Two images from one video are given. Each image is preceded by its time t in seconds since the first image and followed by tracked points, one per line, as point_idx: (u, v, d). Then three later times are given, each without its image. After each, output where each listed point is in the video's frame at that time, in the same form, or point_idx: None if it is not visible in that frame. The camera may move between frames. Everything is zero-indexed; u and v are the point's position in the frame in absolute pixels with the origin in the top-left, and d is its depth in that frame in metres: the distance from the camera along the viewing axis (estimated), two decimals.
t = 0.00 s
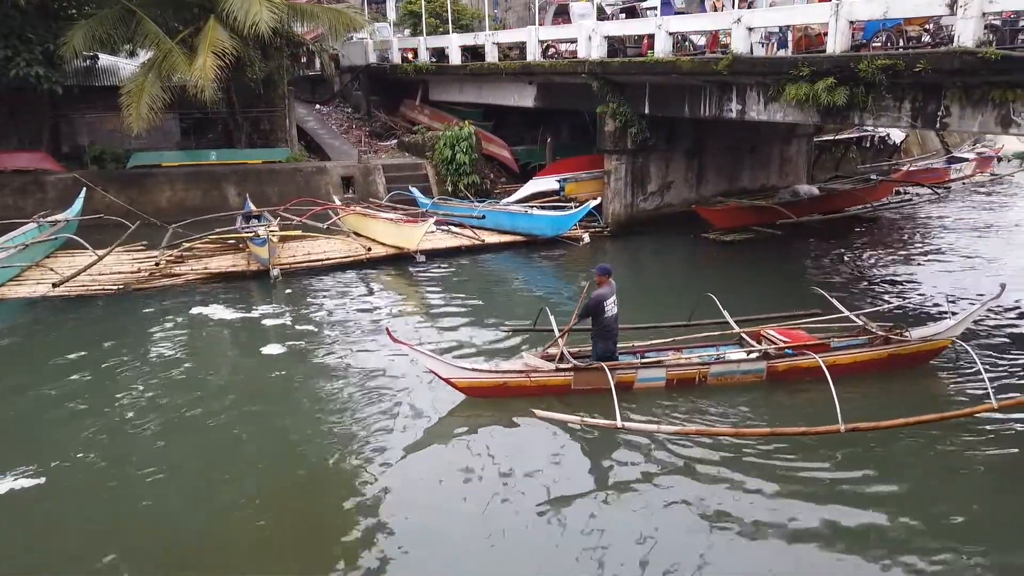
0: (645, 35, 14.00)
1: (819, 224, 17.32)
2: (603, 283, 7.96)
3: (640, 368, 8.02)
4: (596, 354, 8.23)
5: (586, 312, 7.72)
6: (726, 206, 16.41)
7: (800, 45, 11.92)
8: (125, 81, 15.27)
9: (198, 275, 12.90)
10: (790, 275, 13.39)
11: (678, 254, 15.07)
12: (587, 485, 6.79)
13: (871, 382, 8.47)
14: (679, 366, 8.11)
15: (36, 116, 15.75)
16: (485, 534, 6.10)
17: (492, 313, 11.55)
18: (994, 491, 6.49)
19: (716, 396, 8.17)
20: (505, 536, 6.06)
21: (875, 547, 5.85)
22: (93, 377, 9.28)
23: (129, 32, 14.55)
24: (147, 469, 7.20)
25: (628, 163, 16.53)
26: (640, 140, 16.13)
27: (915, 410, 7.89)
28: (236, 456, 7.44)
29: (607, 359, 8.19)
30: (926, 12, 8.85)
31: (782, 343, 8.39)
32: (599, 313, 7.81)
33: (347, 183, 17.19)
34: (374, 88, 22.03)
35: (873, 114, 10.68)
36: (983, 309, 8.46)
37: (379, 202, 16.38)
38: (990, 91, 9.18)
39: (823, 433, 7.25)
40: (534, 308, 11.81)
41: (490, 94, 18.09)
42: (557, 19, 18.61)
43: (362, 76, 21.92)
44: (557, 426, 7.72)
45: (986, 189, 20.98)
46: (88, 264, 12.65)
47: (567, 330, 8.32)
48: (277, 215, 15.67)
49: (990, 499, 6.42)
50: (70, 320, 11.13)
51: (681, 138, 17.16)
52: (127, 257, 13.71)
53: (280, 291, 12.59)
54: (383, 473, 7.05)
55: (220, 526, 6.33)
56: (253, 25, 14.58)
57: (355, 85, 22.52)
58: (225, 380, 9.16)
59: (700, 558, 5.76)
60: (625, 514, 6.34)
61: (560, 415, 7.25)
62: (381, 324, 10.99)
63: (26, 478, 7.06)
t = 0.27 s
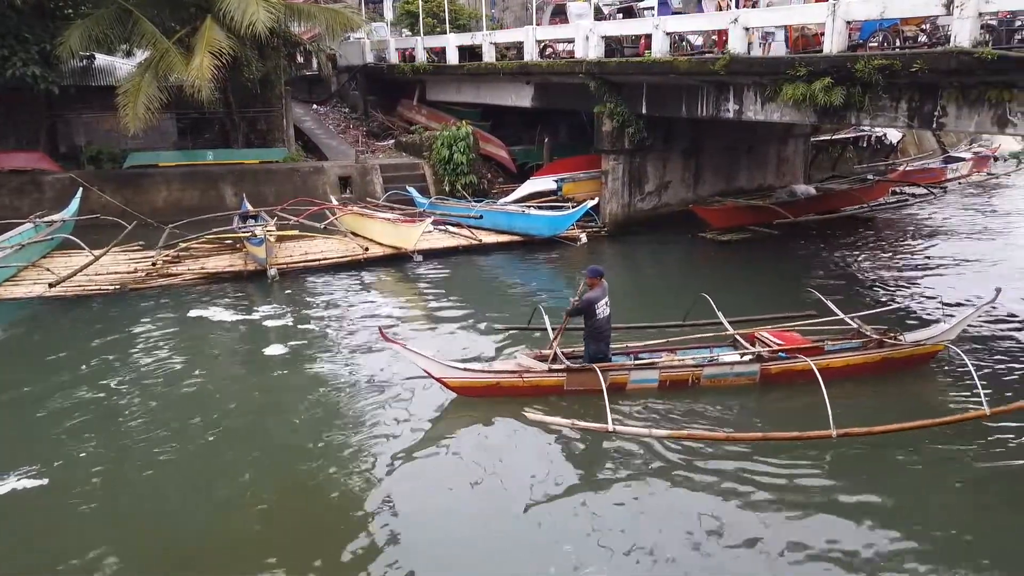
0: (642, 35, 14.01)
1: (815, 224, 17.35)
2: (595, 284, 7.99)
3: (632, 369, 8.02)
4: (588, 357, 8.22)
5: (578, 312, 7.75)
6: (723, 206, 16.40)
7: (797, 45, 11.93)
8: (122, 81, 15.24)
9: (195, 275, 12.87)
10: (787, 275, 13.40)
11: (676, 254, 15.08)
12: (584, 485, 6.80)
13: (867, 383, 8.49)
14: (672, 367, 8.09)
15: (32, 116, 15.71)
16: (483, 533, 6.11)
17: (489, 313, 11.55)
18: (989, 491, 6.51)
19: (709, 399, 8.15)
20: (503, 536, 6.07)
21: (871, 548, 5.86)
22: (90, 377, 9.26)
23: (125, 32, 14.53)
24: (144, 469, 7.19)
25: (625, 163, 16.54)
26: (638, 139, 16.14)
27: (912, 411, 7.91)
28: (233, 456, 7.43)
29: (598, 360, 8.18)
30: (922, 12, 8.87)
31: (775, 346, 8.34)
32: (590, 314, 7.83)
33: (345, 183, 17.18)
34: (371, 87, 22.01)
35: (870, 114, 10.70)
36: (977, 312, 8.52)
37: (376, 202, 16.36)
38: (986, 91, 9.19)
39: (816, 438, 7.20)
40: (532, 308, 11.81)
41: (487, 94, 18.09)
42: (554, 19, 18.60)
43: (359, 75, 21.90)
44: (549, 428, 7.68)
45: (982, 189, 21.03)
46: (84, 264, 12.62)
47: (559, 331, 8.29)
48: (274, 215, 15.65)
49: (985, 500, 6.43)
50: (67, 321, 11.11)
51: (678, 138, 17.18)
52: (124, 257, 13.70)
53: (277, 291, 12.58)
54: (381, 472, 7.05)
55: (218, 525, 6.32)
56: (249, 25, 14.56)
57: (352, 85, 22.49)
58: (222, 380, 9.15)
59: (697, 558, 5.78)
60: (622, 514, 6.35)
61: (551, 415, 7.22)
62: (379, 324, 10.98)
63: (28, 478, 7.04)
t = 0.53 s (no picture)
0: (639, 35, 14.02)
1: (812, 223, 17.35)
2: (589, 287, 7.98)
3: (626, 371, 8.04)
4: (582, 359, 8.19)
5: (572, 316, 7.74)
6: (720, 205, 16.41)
7: (793, 46, 11.95)
8: (119, 81, 15.23)
9: (191, 275, 12.85)
10: (784, 275, 13.40)
11: (674, 253, 15.08)
12: (581, 486, 6.79)
13: (863, 383, 8.48)
14: (665, 369, 8.10)
15: (28, 116, 15.69)
16: (479, 533, 6.11)
17: (486, 313, 11.55)
18: (985, 491, 6.51)
19: (701, 401, 8.14)
20: (499, 536, 6.07)
21: (868, 548, 5.86)
22: (86, 378, 9.24)
23: (122, 32, 14.51)
24: (140, 470, 7.17)
25: (623, 163, 16.54)
26: (635, 139, 16.16)
27: (908, 411, 7.92)
28: (230, 457, 7.41)
29: (593, 363, 8.14)
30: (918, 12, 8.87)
31: (769, 348, 8.35)
32: (584, 316, 7.78)
33: (342, 183, 17.16)
34: (369, 88, 22.00)
35: (866, 114, 10.70)
36: (971, 312, 8.54)
37: (373, 202, 16.36)
38: (982, 91, 9.20)
39: (806, 441, 7.15)
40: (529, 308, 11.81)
41: (484, 94, 18.09)
42: (552, 19, 18.61)
43: (357, 76, 21.90)
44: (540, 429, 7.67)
45: (978, 189, 21.06)
46: (80, 264, 12.60)
47: (553, 333, 8.25)
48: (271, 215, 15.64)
49: (980, 498, 6.43)
50: (63, 321, 11.09)
51: (675, 138, 17.20)
52: (120, 257, 13.67)
53: (274, 291, 12.57)
54: (377, 473, 7.04)
55: (214, 526, 6.31)
56: (246, 25, 14.55)
57: (350, 85, 22.49)
58: (219, 381, 9.14)
59: (693, 559, 5.77)
60: (618, 515, 6.34)
61: (533, 419, 7.14)
62: (375, 324, 10.98)
63: (33, 478, 7.06)
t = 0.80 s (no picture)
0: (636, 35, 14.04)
1: (809, 223, 17.38)
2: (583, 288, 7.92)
3: (620, 373, 8.00)
4: (576, 361, 8.14)
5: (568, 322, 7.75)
6: (718, 205, 16.42)
7: (790, 45, 11.97)
8: (115, 81, 15.21)
9: (188, 276, 12.83)
10: (781, 275, 13.43)
11: (671, 253, 15.10)
12: (578, 487, 6.81)
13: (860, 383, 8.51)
14: (659, 370, 8.09)
15: (25, 116, 15.66)
16: (478, 532, 6.12)
17: (484, 313, 11.55)
18: (980, 489, 6.55)
19: (695, 402, 8.14)
20: (496, 535, 6.09)
21: (864, 546, 5.88)
22: (82, 379, 9.23)
23: (118, 31, 14.50)
24: (138, 471, 7.15)
25: (620, 163, 16.55)
26: (632, 139, 16.08)
27: (904, 410, 7.94)
28: (228, 457, 7.39)
29: (587, 365, 8.11)
30: (914, 12, 8.89)
31: (763, 347, 8.34)
32: (578, 319, 7.76)
33: (339, 183, 17.15)
34: (366, 88, 21.98)
35: (863, 114, 10.73)
36: (963, 311, 8.52)
37: (370, 202, 16.35)
38: (978, 91, 9.23)
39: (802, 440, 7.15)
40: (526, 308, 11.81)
41: (482, 95, 18.09)
42: (549, 19, 18.62)
43: (354, 76, 21.88)
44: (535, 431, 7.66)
45: (974, 188, 21.12)
46: (77, 265, 12.57)
47: (547, 334, 8.22)
48: (269, 215, 15.63)
49: (976, 497, 6.45)
50: (60, 321, 11.07)
51: (672, 138, 17.22)
52: (117, 257, 13.64)
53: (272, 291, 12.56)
54: (377, 471, 7.06)
55: (213, 526, 6.30)
56: (243, 25, 14.53)
57: (347, 85, 22.47)
58: (217, 381, 9.13)
59: (690, 557, 5.80)
60: (615, 514, 6.37)
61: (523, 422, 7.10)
62: (372, 324, 10.97)
63: (36, 476, 7.07)
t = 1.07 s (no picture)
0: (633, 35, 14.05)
1: (806, 223, 17.40)
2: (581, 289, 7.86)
3: (615, 374, 7.97)
4: (570, 362, 8.08)
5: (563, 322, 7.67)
6: (715, 205, 16.44)
7: (787, 46, 11.98)
8: (112, 81, 15.18)
9: (185, 276, 12.82)
10: (778, 275, 13.44)
11: (669, 253, 15.11)
12: (575, 487, 6.82)
13: (856, 383, 8.52)
14: (654, 371, 8.07)
15: (21, 117, 15.63)
16: (475, 533, 6.13)
17: (482, 313, 11.55)
18: (976, 489, 6.56)
19: (691, 402, 8.13)
20: (493, 535, 6.09)
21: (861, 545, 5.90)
22: (79, 379, 9.21)
23: (114, 32, 14.47)
24: (135, 471, 7.15)
25: (617, 163, 16.55)
26: (630, 139, 16.17)
27: (902, 410, 7.96)
28: (225, 458, 7.38)
29: (582, 367, 8.04)
30: (911, 12, 8.92)
31: (758, 347, 8.33)
32: (573, 321, 7.69)
33: (337, 184, 17.14)
34: (363, 88, 21.97)
35: (860, 114, 10.74)
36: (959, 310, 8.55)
37: (368, 202, 16.35)
38: (974, 91, 9.25)
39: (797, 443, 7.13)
40: (524, 308, 11.82)
41: (479, 95, 18.09)
42: (546, 19, 18.62)
43: (352, 76, 21.87)
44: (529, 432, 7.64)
45: (971, 188, 21.16)
46: (74, 265, 12.55)
47: (542, 335, 8.19)
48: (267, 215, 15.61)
49: (972, 497, 6.47)
50: (56, 322, 11.05)
51: (669, 138, 17.23)
52: (114, 258, 13.63)
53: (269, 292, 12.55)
54: (373, 471, 7.06)
55: (210, 526, 6.30)
56: (241, 25, 14.53)
57: (344, 85, 22.45)
58: (214, 381, 9.12)
59: (686, 558, 5.80)
60: (612, 514, 6.38)
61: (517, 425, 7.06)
62: (370, 324, 10.98)
63: (39, 474, 7.08)
